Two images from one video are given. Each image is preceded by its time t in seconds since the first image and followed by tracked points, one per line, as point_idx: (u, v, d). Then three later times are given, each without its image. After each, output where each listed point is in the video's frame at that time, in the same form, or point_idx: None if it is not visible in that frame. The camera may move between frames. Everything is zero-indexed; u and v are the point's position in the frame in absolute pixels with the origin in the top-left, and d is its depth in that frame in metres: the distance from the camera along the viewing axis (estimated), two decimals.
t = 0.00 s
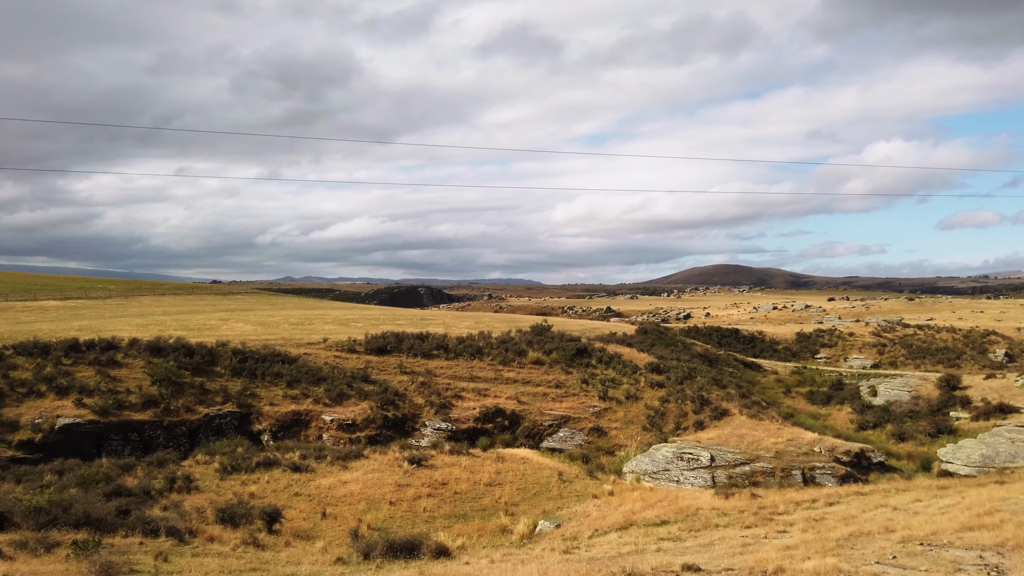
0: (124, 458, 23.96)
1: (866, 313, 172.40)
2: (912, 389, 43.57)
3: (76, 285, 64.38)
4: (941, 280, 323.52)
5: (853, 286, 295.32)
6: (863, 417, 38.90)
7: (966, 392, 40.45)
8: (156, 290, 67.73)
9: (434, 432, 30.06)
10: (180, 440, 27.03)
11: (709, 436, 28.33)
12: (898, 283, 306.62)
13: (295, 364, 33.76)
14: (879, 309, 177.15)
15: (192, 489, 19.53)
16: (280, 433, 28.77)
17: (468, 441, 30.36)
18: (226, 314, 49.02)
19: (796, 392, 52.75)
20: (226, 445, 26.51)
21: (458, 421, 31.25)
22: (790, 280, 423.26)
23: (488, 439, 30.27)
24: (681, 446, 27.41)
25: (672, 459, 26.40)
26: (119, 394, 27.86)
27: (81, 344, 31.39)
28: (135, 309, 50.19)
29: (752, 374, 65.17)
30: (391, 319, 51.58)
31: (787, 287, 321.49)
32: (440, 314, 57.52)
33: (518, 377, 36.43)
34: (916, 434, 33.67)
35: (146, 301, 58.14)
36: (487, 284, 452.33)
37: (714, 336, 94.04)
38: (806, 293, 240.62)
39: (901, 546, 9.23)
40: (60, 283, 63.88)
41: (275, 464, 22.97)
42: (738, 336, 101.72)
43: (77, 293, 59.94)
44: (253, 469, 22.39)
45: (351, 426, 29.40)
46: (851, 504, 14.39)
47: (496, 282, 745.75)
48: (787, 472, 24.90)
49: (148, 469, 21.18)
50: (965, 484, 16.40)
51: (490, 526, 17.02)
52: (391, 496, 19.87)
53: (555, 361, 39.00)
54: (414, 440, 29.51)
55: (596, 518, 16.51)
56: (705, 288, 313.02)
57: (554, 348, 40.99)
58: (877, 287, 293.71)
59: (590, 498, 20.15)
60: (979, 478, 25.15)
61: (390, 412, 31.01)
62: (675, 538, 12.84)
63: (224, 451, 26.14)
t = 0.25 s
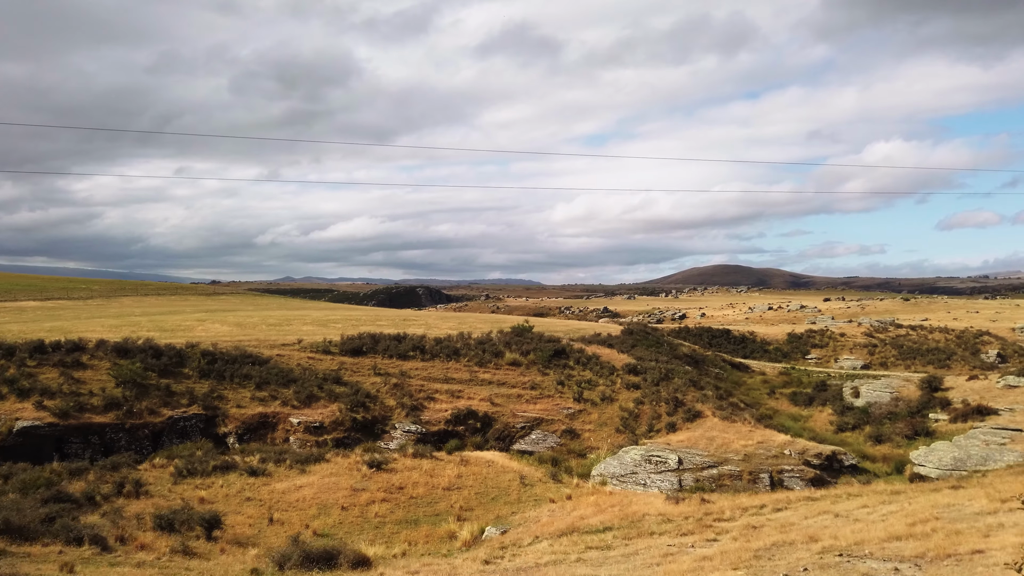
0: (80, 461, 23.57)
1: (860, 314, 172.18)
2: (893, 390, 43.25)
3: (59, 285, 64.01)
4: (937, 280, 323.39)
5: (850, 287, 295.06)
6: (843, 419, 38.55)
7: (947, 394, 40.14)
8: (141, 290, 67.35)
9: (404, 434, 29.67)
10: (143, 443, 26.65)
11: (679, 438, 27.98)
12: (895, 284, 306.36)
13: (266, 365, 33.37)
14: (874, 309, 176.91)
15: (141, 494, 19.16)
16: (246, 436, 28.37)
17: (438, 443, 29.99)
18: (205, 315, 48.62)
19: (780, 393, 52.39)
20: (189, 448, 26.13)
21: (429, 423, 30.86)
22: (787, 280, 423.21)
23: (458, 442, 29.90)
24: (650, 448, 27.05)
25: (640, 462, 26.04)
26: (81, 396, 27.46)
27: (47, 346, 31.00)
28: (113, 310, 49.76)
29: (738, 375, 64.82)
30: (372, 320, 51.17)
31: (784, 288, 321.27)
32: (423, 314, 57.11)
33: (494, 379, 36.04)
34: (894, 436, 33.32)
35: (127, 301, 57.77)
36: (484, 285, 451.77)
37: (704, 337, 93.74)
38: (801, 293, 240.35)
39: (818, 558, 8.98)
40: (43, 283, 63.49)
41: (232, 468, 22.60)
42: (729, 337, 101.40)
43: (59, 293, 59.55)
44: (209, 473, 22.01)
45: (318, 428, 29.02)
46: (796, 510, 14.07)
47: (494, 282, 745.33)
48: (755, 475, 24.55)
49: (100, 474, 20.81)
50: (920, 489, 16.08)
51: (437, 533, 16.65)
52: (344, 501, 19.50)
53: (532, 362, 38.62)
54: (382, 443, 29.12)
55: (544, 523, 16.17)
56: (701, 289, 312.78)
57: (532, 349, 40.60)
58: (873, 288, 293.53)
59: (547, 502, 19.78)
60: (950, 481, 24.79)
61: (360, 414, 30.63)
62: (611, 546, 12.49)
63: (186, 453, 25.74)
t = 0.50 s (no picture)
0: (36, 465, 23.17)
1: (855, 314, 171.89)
2: (875, 392, 42.87)
3: (42, 286, 63.66)
4: (934, 281, 323.09)
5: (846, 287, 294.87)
6: (822, 421, 38.22)
7: (928, 395, 39.80)
8: (125, 290, 67.00)
9: (372, 437, 29.31)
10: (105, 446, 26.15)
11: (649, 440, 27.63)
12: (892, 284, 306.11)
13: (236, 367, 32.98)
14: (869, 310, 176.63)
15: (87, 499, 18.79)
16: (211, 439, 27.99)
17: (408, 446, 29.62)
18: (183, 315, 48.22)
19: (765, 394, 52.03)
20: (150, 451, 25.72)
21: (399, 425, 30.47)
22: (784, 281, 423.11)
23: (428, 445, 29.53)
24: (620, 451, 26.69)
25: (608, 464, 25.69)
26: (43, 398, 27.06)
27: (13, 347, 30.59)
28: (92, 311, 49.39)
29: (725, 377, 64.44)
30: (353, 321, 50.78)
31: (781, 288, 320.88)
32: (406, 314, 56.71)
33: (469, 381, 35.66)
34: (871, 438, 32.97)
35: (109, 302, 57.41)
36: (481, 285, 451.56)
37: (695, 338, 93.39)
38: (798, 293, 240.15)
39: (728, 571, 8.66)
40: (26, 284, 63.14)
41: (188, 472, 22.23)
42: (720, 337, 101.10)
43: (41, 294, 59.19)
44: (164, 477, 21.64)
45: (285, 431, 28.65)
46: (740, 517, 13.74)
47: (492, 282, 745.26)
48: (722, 478, 24.21)
49: (50, 479, 20.44)
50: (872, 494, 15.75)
51: (381, 540, 16.29)
52: (296, 506, 19.13)
53: (508, 363, 38.26)
54: (349, 446, 28.75)
55: (489, 529, 15.83)
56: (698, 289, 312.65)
57: (510, 350, 40.23)
58: (870, 288, 293.40)
59: (503, 507, 19.42)
60: (920, 485, 24.42)
61: (329, 417, 30.25)
62: (543, 556, 12.14)
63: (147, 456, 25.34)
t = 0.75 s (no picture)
0: None
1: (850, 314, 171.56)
2: (858, 392, 42.49)
3: (26, 286, 63.29)
4: (932, 280, 322.88)
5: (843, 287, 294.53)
6: (801, 422, 37.89)
7: (910, 396, 39.46)
8: (110, 290, 66.63)
9: (341, 439, 28.93)
10: (66, 448, 25.63)
11: (619, 442, 27.27)
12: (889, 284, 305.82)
13: (206, 368, 32.59)
14: (864, 309, 176.32)
15: (32, 503, 18.42)
16: (176, 441, 27.60)
17: (377, 448, 29.24)
18: (162, 316, 47.86)
19: (749, 395, 51.67)
20: (111, 453, 25.33)
21: (369, 427, 30.10)
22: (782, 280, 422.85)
23: (398, 447, 29.15)
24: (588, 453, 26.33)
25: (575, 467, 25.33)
26: (4, 400, 26.67)
27: None
28: (71, 311, 48.97)
29: (713, 377, 64.06)
30: (335, 321, 50.41)
31: (778, 288, 320.57)
32: (390, 314, 56.35)
33: (444, 382, 35.29)
34: (848, 439, 32.62)
35: (91, 302, 57.06)
36: (479, 285, 451.32)
37: (686, 338, 93.04)
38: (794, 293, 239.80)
39: None
40: (9, 284, 62.79)
41: (143, 475, 21.86)
42: (712, 337, 100.77)
43: (24, 294, 58.84)
44: (117, 480, 21.24)
45: (251, 433, 28.26)
46: (681, 523, 13.39)
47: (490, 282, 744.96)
48: (689, 481, 23.86)
49: None
50: (824, 497, 15.40)
51: (324, 546, 15.93)
52: (246, 510, 18.75)
53: (485, 364, 37.90)
54: (317, 448, 28.38)
55: (433, 535, 15.46)
56: (695, 289, 312.33)
57: (488, 350, 39.86)
58: (867, 288, 293.10)
59: (458, 511, 19.05)
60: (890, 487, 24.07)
61: (298, 418, 29.88)
62: (473, 566, 11.77)
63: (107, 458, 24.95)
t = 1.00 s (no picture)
0: None
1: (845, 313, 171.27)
2: (839, 393, 42.13)
3: (8, 285, 62.90)
4: (929, 279, 322.58)
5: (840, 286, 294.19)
6: (780, 423, 37.55)
7: (890, 396, 39.10)
8: (94, 289, 66.22)
9: (308, 441, 28.53)
10: (26, 450, 25.03)
11: (587, 444, 26.93)
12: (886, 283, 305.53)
13: (175, 368, 32.18)
14: (859, 309, 176.02)
15: None
16: (139, 442, 27.18)
17: (345, 450, 28.85)
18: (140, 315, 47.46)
19: (733, 395, 51.33)
20: (70, 455, 24.93)
21: (337, 428, 29.70)
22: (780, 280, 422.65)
23: (365, 449, 28.77)
24: (555, 455, 25.97)
25: (540, 469, 24.95)
26: None
27: None
28: (48, 310, 48.49)
29: (699, 377, 63.69)
30: (315, 320, 50.02)
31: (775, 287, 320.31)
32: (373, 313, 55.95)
33: (417, 382, 34.91)
34: (824, 441, 32.27)
35: (73, 301, 56.66)
36: (476, 284, 450.65)
37: (677, 338, 92.71)
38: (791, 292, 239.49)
39: None
40: None
41: (95, 477, 21.47)
42: (703, 337, 100.45)
43: (5, 293, 58.45)
44: (68, 483, 20.80)
45: (216, 434, 27.87)
46: (618, 529, 13.05)
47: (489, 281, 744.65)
48: (654, 484, 23.50)
49: None
50: (772, 502, 15.06)
51: (264, 553, 15.54)
52: (192, 515, 18.36)
53: (461, 364, 37.52)
54: (282, 450, 27.98)
55: (373, 540, 15.09)
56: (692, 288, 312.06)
57: (465, 350, 39.48)
58: (864, 287, 292.81)
59: (410, 515, 18.67)
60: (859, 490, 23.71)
61: (265, 420, 29.49)
62: (392, 575, 11.42)
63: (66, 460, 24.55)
